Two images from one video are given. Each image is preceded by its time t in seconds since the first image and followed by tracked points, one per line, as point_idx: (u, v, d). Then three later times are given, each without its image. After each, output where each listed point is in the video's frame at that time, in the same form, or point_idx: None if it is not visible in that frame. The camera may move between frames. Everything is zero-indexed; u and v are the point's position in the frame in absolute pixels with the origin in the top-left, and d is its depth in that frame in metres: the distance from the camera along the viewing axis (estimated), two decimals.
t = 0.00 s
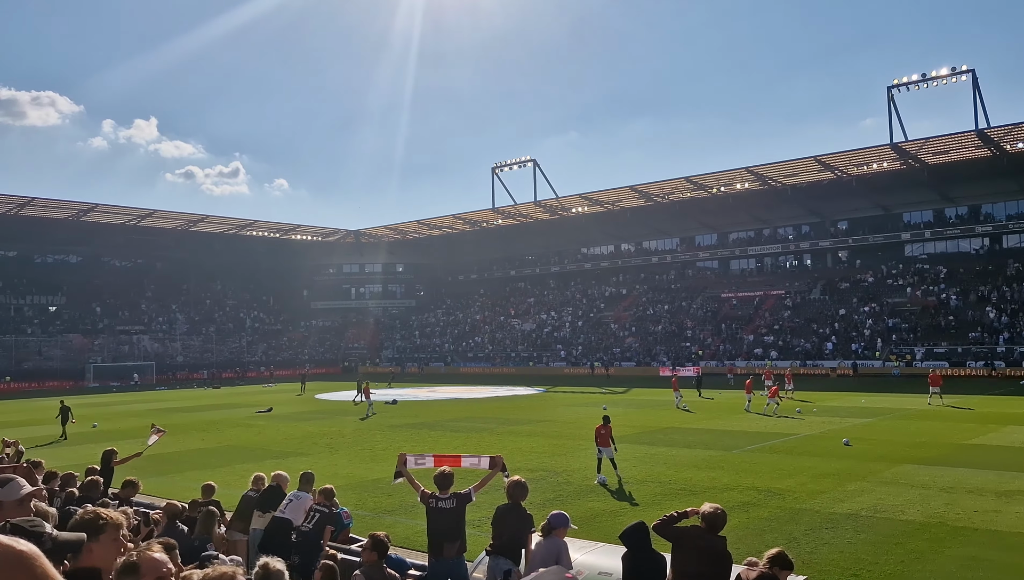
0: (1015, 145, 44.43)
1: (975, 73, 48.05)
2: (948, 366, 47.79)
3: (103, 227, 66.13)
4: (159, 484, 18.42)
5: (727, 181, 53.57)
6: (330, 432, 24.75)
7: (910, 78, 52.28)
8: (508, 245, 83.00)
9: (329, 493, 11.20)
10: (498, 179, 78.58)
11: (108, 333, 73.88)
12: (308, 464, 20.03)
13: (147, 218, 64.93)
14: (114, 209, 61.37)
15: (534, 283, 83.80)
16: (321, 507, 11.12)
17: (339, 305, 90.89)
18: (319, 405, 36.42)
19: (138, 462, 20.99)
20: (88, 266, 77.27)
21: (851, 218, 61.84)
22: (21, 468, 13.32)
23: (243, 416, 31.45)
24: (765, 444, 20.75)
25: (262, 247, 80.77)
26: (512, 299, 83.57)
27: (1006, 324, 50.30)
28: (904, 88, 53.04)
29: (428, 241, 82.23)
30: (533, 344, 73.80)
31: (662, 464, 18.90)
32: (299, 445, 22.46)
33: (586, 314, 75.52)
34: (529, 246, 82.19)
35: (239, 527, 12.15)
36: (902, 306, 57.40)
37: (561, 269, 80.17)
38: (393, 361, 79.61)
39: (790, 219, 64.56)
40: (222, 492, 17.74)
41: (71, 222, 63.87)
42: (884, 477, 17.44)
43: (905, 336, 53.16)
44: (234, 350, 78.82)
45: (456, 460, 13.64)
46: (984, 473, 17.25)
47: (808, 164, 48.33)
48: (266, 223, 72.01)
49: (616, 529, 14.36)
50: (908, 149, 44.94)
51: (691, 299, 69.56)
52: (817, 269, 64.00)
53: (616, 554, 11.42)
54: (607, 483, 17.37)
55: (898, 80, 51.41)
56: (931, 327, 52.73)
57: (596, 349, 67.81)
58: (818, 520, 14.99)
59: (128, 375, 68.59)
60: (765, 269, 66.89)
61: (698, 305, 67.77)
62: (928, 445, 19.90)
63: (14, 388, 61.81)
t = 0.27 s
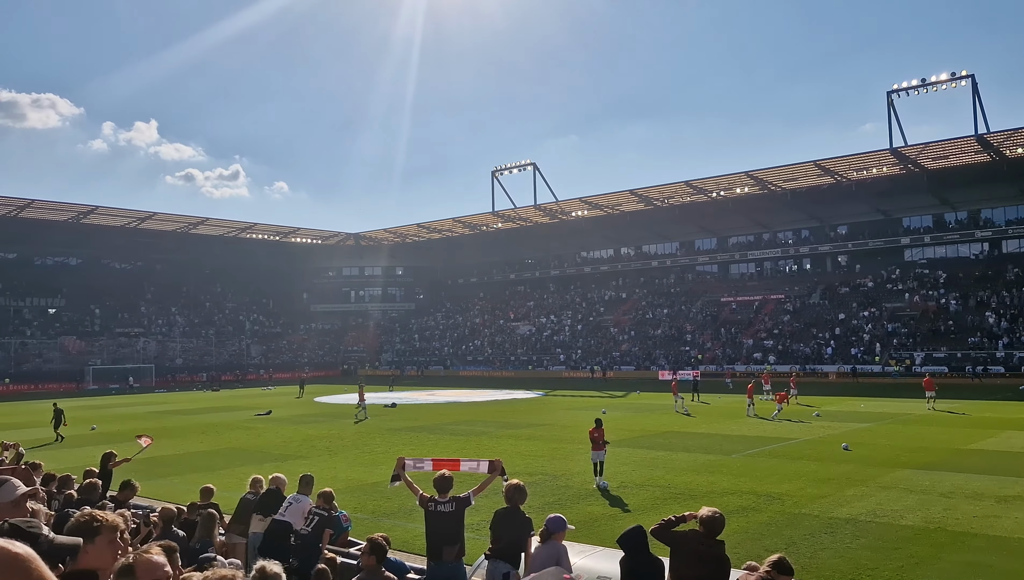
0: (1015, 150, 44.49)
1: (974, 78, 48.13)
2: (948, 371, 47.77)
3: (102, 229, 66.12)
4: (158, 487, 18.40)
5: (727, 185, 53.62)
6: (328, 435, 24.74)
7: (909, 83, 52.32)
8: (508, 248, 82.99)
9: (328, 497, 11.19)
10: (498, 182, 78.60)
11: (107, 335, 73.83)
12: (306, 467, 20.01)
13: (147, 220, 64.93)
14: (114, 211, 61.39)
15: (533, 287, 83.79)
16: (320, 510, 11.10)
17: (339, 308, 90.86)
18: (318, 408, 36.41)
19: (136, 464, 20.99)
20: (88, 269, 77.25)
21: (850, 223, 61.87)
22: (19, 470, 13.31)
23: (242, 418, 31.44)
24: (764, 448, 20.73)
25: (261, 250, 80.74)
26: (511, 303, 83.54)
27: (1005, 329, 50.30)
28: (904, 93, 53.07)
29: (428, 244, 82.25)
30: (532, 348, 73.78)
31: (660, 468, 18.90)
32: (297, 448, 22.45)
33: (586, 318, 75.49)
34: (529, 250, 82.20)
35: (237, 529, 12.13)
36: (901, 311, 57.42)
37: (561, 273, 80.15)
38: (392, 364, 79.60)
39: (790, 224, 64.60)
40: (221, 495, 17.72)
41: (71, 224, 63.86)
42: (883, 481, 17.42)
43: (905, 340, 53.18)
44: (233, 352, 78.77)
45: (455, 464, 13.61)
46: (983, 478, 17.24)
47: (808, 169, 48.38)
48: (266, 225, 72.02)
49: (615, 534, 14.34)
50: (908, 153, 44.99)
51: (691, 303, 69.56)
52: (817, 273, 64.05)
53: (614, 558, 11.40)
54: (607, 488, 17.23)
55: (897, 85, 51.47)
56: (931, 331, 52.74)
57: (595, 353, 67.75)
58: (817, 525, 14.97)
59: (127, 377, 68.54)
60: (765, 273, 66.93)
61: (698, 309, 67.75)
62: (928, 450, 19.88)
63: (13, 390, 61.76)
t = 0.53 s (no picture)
0: (1014, 154, 44.55)
1: (973, 83, 48.23)
2: (947, 375, 47.79)
3: (102, 231, 66.13)
4: (156, 490, 18.37)
5: (726, 189, 53.69)
6: (327, 438, 24.72)
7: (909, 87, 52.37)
8: (508, 251, 83.05)
9: (327, 500, 11.18)
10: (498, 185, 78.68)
11: (106, 338, 73.76)
12: (305, 470, 19.99)
13: (147, 223, 64.93)
14: (114, 214, 61.41)
15: (533, 290, 83.82)
16: (319, 514, 11.08)
17: (338, 311, 90.86)
18: (317, 411, 36.38)
19: (135, 467, 20.97)
20: (87, 271, 77.21)
21: (850, 226, 61.93)
22: (16, 473, 13.28)
23: (240, 422, 31.36)
24: (764, 452, 20.71)
25: (261, 253, 80.74)
26: (510, 306, 83.55)
27: (1005, 333, 50.32)
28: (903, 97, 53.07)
29: (428, 247, 82.31)
30: (531, 351, 73.78)
31: (659, 472, 18.88)
32: (296, 451, 22.40)
33: (585, 321, 75.53)
34: (528, 253, 82.27)
35: (236, 533, 12.10)
36: (900, 315, 57.46)
37: (561, 276, 80.15)
38: (391, 367, 79.66)
39: (789, 227, 64.68)
40: (220, 498, 17.68)
41: (71, 226, 63.93)
42: (882, 485, 17.41)
43: (904, 344, 53.21)
44: (232, 355, 78.78)
45: (454, 467, 13.59)
46: (981, 482, 17.24)
47: (807, 173, 48.44)
48: (265, 228, 72.03)
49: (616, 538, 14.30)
50: (907, 157, 45.04)
51: (690, 306, 69.58)
52: (816, 277, 64.13)
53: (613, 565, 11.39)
54: (607, 493, 17.13)
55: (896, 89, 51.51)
56: (930, 335, 52.76)
57: (594, 357, 67.77)
58: (817, 529, 14.96)
59: (127, 379, 68.54)
60: (764, 277, 67.00)
61: (697, 313, 67.78)
62: (927, 454, 19.89)
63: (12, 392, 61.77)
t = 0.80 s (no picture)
0: (1012, 158, 44.62)
1: (973, 86, 48.28)
2: (945, 379, 47.79)
3: (102, 233, 66.14)
4: (155, 491, 18.35)
5: (725, 192, 53.77)
6: (326, 440, 24.72)
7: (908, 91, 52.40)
8: (507, 253, 83.13)
9: (326, 502, 11.17)
10: (497, 188, 78.74)
11: (105, 339, 73.68)
12: (304, 472, 19.98)
13: (146, 224, 64.93)
14: (113, 215, 61.41)
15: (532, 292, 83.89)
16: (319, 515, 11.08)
17: (337, 313, 90.82)
18: (315, 413, 36.36)
19: (134, 468, 20.96)
20: (87, 273, 77.19)
21: (849, 230, 61.99)
22: (15, 474, 13.28)
23: (239, 423, 31.35)
24: (763, 454, 20.72)
25: (260, 254, 80.73)
26: (510, 308, 83.57)
27: (1003, 337, 50.35)
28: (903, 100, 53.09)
29: (427, 249, 82.32)
30: (530, 353, 73.85)
31: (658, 475, 18.86)
32: (295, 453, 22.40)
33: (584, 324, 75.54)
34: (528, 255, 82.36)
35: (235, 535, 12.09)
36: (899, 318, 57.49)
37: (560, 279, 80.17)
38: (390, 369, 79.66)
39: (788, 230, 64.75)
40: (218, 500, 17.68)
41: (70, 228, 63.93)
42: (881, 489, 17.39)
43: (903, 348, 53.23)
44: (231, 357, 78.72)
45: (453, 469, 13.60)
46: (981, 485, 17.24)
47: (806, 176, 48.48)
48: (265, 230, 72.01)
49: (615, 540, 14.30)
50: (906, 161, 45.10)
51: (689, 309, 69.64)
52: (815, 280, 64.16)
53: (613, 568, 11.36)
54: (606, 496, 17.07)
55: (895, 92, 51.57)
56: (929, 338, 52.77)
57: (593, 359, 67.78)
58: (816, 532, 14.95)
59: (125, 381, 68.53)
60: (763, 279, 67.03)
61: (696, 315, 67.82)
62: (926, 457, 19.88)
63: (11, 393, 61.73)
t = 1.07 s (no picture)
0: (1011, 163, 44.66)
1: (972, 91, 48.34)
2: (943, 383, 47.77)
3: (100, 233, 66.06)
4: (152, 492, 18.30)
5: (724, 195, 53.80)
6: (324, 441, 24.67)
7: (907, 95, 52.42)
8: (506, 255, 83.06)
9: (324, 503, 11.16)
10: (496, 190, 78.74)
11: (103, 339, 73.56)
12: (302, 473, 19.94)
13: (145, 224, 64.86)
14: (112, 215, 61.33)
15: (530, 294, 83.84)
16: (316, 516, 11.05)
17: (335, 314, 90.70)
18: (313, 414, 36.30)
19: (131, 469, 20.92)
20: (85, 272, 77.05)
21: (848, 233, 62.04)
22: (12, 474, 13.24)
23: (237, 424, 31.28)
24: (761, 458, 20.69)
25: (259, 255, 80.62)
26: (508, 310, 83.49)
27: (1001, 341, 50.37)
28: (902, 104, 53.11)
29: (427, 251, 82.25)
30: (528, 355, 73.80)
31: (655, 477, 18.83)
32: (293, 454, 22.36)
33: (583, 326, 75.48)
34: (526, 257, 82.30)
35: (233, 536, 12.07)
36: (898, 322, 57.51)
37: (558, 281, 80.13)
38: (388, 371, 79.60)
39: (787, 234, 64.76)
40: (216, 501, 17.64)
41: (69, 228, 63.87)
42: (878, 492, 17.38)
43: (901, 352, 53.24)
44: (229, 358, 78.64)
45: (452, 469, 13.59)
46: (978, 490, 17.23)
47: (805, 179, 48.50)
48: (263, 231, 71.91)
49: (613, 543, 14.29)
50: (905, 165, 45.14)
51: (687, 311, 69.58)
52: (814, 284, 64.19)
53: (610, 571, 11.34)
54: (604, 499, 17.00)
55: (895, 96, 51.59)
56: (928, 343, 52.77)
57: (592, 361, 67.75)
58: (813, 536, 14.94)
59: (123, 381, 68.44)
60: (762, 283, 67.01)
61: (695, 318, 67.82)
62: (923, 461, 19.87)
63: (9, 393, 61.66)
